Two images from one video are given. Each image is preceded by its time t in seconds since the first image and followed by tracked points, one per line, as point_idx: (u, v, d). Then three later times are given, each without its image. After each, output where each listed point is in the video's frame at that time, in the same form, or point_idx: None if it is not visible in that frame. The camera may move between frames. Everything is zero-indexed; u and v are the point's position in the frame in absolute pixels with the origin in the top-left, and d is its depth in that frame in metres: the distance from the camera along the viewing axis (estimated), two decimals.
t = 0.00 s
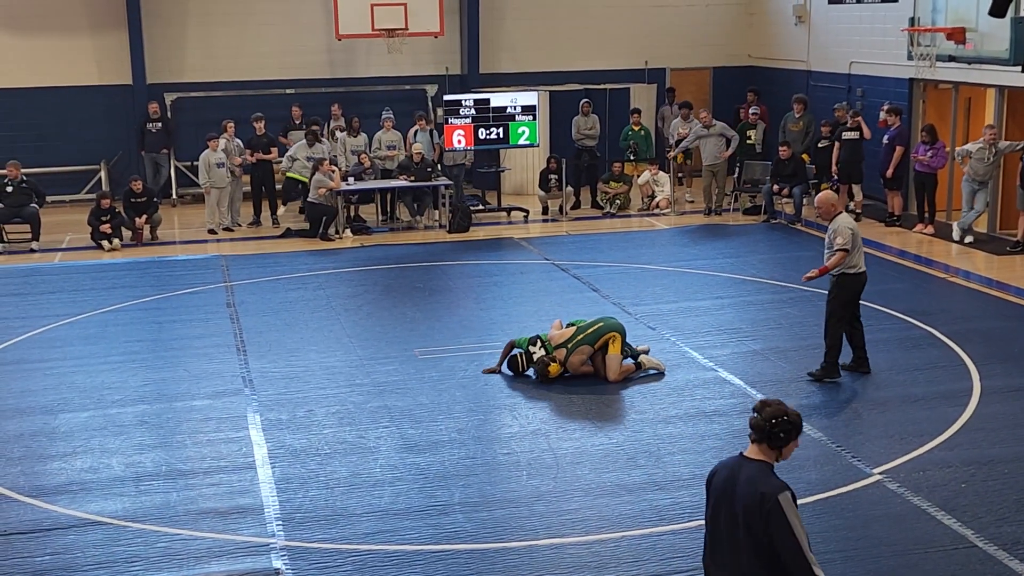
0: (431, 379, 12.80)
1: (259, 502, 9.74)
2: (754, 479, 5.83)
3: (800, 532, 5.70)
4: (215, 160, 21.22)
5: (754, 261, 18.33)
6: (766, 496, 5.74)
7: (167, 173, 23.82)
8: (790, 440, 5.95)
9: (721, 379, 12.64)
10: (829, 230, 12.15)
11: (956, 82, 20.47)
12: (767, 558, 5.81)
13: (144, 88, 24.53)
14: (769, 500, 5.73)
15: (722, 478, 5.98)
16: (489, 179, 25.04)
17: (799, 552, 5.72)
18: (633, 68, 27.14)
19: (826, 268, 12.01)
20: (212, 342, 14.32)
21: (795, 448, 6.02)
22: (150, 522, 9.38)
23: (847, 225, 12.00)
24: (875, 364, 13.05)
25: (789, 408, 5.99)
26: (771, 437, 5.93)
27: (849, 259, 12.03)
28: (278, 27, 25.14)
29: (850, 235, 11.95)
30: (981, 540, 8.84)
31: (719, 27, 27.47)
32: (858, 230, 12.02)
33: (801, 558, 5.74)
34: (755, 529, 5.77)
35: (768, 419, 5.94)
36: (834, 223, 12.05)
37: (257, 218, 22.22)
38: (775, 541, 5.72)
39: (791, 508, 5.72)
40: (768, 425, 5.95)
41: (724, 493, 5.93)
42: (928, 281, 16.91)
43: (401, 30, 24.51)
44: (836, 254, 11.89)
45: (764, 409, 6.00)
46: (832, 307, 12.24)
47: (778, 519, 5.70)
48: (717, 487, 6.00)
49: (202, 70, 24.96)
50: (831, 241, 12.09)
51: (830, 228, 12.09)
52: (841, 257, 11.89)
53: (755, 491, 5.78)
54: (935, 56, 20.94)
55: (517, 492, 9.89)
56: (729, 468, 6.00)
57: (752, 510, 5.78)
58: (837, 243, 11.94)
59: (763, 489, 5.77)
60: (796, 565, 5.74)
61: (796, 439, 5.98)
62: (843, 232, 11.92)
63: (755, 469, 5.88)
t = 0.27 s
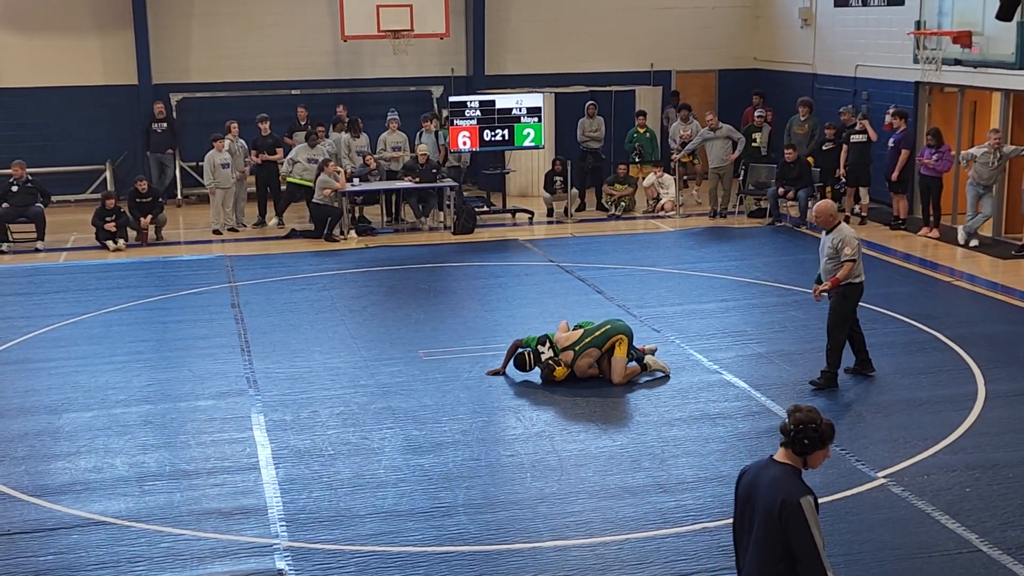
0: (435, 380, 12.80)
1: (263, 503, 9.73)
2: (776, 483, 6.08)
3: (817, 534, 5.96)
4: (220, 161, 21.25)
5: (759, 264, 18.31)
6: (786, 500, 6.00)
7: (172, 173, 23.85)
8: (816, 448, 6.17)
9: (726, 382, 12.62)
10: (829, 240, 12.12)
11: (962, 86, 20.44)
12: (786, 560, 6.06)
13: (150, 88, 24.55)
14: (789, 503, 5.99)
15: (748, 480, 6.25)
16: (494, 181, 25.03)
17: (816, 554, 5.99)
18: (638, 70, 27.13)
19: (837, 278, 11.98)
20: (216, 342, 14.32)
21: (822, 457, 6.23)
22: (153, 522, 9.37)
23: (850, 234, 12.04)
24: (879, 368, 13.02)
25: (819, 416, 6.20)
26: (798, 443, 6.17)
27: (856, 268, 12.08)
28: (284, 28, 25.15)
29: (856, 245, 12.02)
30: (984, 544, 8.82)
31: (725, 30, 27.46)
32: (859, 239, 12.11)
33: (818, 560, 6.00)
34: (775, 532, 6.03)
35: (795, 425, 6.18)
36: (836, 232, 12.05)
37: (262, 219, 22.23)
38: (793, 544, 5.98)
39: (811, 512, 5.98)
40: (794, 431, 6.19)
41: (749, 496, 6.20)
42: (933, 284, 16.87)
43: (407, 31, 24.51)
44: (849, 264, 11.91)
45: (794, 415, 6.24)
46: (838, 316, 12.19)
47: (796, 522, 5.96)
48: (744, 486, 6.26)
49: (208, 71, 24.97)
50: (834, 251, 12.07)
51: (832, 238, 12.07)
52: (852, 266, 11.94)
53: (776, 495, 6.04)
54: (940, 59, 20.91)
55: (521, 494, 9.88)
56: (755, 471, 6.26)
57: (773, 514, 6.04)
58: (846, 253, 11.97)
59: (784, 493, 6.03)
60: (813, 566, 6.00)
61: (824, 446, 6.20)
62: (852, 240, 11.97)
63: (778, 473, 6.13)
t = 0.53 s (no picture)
0: (438, 381, 12.80)
1: (265, 503, 9.73)
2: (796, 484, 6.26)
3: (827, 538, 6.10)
4: (224, 160, 21.27)
5: (762, 267, 18.30)
6: (802, 500, 6.17)
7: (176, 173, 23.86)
8: (844, 450, 6.24)
9: (729, 384, 12.62)
10: (824, 246, 11.84)
11: (967, 89, 20.43)
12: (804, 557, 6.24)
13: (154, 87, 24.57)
14: (804, 505, 6.16)
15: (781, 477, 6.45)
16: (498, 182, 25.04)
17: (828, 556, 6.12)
18: (643, 72, 27.13)
19: (839, 285, 11.81)
20: (219, 342, 14.32)
21: (852, 460, 6.29)
22: (155, 521, 9.37)
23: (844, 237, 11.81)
24: (882, 371, 13.01)
25: (848, 420, 6.26)
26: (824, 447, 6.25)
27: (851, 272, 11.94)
28: (289, 28, 25.16)
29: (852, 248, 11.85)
30: (987, 548, 8.81)
31: (729, 32, 27.46)
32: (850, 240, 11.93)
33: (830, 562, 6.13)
34: (792, 530, 6.24)
35: (822, 427, 6.26)
36: (831, 238, 11.79)
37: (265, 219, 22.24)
38: (808, 544, 6.16)
39: (824, 516, 6.11)
40: (822, 433, 6.27)
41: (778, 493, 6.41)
42: (936, 288, 16.86)
43: (412, 32, 24.52)
44: (851, 270, 11.78)
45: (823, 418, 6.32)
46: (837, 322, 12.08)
47: (809, 522, 6.13)
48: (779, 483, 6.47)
49: (212, 70, 24.98)
50: (831, 257, 11.83)
51: (827, 244, 11.80)
52: (851, 270, 11.82)
53: (795, 495, 6.22)
54: (945, 63, 20.91)
55: (523, 495, 9.88)
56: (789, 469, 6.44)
57: (792, 513, 6.25)
58: (846, 259, 11.78)
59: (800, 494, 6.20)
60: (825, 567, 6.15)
61: (853, 450, 6.26)
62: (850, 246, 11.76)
63: (803, 473, 6.28)
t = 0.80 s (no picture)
0: (440, 381, 12.80)
1: (267, 502, 9.73)
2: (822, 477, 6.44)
3: (847, 533, 6.24)
4: (229, 160, 21.29)
5: (766, 269, 18.29)
6: (825, 493, 6.34)
7: (180, 172, 23.89)
8: (878, 444, 6.36)
9: (732, 387, 12.61)
10: (811, 255, 11.59)
11: (971, 93, 20.41)
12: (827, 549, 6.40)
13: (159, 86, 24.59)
14: (827, 498, 6.34)
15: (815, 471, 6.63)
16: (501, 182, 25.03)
17: (848, 552, 6.26)
18: (647, 74, 27.12)
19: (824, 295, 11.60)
20: (222, 341, 14.33)
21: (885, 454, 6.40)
22: (158, 520, 9.38)
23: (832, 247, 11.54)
24: (885, 375, 12.99)
25: (879, 412, 6.38)
26: (856, 442, 6.38)
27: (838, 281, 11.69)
28: (293, 28, 25.17)
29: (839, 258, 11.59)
30: (989, 552, 8.80)
31: (734, 35, 27.44)
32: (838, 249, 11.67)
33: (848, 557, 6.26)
34: (817, 521, 6.42)
35: (855, 421, 6.39)
36: (819, 247, 11.53)
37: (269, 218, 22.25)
38: (830, 536, 6.33)
39: (846, 511, 6.25)
40: (856, 427, 6.39)
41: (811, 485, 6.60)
42: (939, 292, 16.84)
43: (416, 33, 24.52)
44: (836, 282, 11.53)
45: (858, 413, 6.43)
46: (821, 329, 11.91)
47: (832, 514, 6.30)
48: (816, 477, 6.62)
49: (217, 70, 25.00)
50: (819, 267, 11.56)
51: (815, 253, 11.55)
52: (838, 282, 11.57)
53: (821, 488, 6.40)
54: (950, 66, 20.89)
55: (525, 496, 9.88)
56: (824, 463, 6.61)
57: (817, 503, 6.44)
58: (833, 269, 11.53)
59: (824, 487, 6.37)
60: (844, 562, 6.29)
61: (885, 444, 6.38)
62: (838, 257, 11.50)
63: (832, 466, 6.44)
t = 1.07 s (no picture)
0: (442, 381, 12.80)
1: (269, 501, 9.75)
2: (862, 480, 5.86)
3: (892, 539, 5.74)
4: (232, 158, 21.34)
5: (769, 271, 18.29)
6: (869, 498, 5.78)
7: (183, 170, 23.93)
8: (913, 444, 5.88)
9: (735, 388, 12.62)
10: (790, 259, 11.22)
11: (975, 96, 20.40)
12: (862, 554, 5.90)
13: (163, 84, 24.61)
14: (870, 502, 5.78)
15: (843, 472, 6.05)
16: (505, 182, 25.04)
17: (889, 558, 5.77)
18: (651, 75, 27.13)
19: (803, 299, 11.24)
20: (224, 339, 14.34)
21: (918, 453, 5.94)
22: (159, 518, 9.39)
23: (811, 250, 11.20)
24: (887, 377, 13.00)
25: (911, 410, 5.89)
26: (893, 441, 5.84)
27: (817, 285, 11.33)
28: (297, 27, 25.18)
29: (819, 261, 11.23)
30: (990, 555, 8.80)
31: (738, 36, 27.45)
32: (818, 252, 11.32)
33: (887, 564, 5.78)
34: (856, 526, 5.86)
35: (891, 420, 5.86)
36: (799, 250, 11.18)
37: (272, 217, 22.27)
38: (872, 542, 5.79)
39: (892, 516, 5.74)
40: (890, 426, 5.86)
41: (840, 487, 6.02)
42: (942, 294, 16.84)
43: (420, 33, 24.53)
44: (816, 285, 11.18)
45: (891, 410, 5.91)
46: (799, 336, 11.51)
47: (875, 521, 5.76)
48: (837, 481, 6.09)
49: (221, 68, 25.01)
50: (799, 271, 11.21)
51: (794, 257, 11.19)
52: (817, 286, 11.22)
53: (861, 491, 5.83)
54: (954, 69, 20.88)
55: (527, 496, 9.89)
56: (852, 463, 6.04)
57: (856, 509, 5.88)
58: (813, 273, 11.17)
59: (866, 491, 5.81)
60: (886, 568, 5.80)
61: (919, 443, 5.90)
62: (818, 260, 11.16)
63: (868, 469, 5.89)
